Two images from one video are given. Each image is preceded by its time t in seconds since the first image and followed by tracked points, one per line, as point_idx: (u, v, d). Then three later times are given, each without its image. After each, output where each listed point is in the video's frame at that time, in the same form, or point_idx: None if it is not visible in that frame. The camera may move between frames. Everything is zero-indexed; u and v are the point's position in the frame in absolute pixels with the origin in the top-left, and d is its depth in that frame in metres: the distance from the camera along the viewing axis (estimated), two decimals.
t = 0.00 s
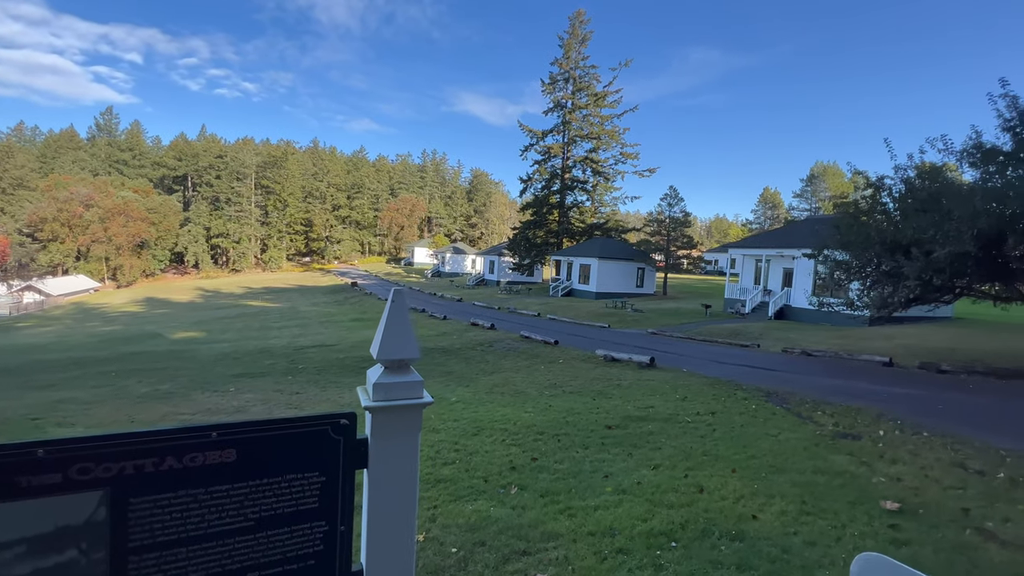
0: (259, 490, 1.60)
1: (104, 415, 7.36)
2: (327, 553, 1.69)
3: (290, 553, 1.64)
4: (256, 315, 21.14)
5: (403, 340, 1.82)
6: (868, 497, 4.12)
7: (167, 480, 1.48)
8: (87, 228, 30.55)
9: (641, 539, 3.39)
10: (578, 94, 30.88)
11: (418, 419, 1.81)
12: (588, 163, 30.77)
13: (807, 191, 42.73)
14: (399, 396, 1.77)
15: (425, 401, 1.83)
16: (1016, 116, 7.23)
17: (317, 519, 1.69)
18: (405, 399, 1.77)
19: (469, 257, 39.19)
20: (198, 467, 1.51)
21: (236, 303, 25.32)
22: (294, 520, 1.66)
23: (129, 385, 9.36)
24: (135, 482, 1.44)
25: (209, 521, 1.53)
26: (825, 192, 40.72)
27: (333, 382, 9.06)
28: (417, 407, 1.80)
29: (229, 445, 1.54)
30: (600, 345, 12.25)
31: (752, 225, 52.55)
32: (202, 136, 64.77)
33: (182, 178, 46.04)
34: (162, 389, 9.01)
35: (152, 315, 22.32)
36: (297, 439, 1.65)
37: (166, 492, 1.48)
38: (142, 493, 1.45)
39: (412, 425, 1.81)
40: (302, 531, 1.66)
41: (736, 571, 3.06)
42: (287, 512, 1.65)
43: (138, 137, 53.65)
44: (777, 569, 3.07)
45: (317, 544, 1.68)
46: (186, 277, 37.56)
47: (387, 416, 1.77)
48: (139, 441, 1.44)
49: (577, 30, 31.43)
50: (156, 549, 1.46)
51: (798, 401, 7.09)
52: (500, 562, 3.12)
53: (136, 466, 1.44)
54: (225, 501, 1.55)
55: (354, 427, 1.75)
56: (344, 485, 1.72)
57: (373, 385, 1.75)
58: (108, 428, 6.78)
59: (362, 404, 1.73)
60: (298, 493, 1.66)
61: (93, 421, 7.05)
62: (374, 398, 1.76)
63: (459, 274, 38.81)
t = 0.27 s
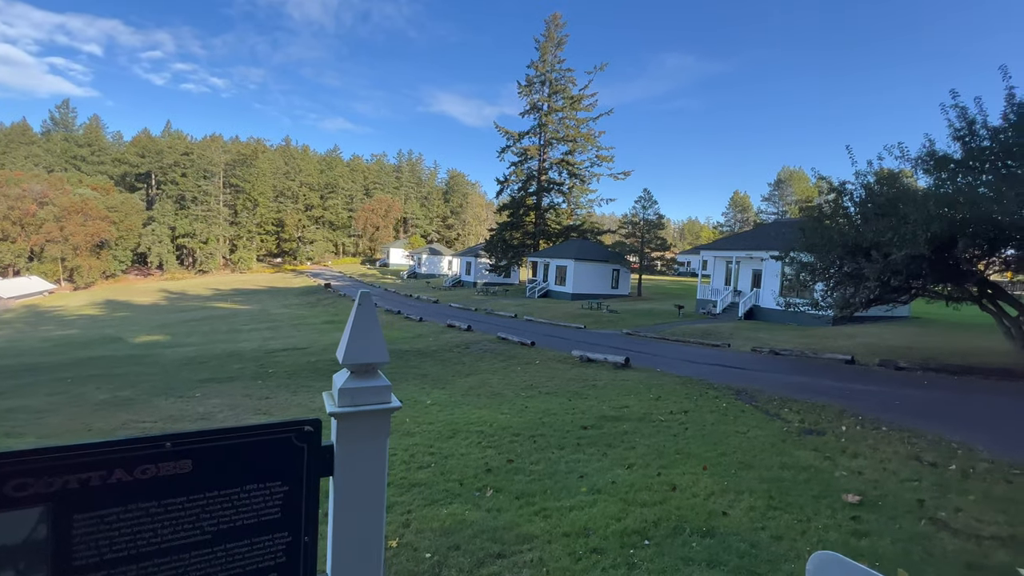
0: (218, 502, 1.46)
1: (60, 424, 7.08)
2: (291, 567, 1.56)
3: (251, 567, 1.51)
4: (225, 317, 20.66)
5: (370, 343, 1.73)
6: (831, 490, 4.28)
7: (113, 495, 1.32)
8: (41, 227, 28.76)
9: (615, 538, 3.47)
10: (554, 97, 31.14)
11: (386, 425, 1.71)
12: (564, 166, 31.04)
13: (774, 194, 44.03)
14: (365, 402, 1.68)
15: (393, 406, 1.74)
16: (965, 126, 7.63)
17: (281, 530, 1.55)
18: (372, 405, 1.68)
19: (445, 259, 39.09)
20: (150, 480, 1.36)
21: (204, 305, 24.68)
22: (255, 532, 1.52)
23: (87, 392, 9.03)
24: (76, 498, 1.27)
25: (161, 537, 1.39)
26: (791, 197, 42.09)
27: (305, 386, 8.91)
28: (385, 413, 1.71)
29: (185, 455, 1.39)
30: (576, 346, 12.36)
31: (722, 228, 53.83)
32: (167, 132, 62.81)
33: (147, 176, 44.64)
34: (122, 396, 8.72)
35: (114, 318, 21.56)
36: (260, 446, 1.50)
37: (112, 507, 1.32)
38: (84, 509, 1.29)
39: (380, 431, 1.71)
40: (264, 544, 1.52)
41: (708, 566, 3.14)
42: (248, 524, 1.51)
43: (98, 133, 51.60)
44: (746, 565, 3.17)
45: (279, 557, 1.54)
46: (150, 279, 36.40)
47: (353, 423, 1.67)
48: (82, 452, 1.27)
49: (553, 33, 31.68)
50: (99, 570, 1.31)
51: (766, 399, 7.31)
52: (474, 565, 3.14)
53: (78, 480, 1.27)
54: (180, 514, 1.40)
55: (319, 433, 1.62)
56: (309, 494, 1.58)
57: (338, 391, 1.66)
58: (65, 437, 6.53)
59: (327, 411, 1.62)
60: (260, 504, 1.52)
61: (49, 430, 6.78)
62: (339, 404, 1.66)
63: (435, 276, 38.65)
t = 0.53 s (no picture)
0: (172, 515, 1.38)
1: (13, 434, 6.82)
2: None
3: None
4: (192, 320, 20.12)
5: (334, 347, 1.68)
6: (796, 484, 4.42)
7: (56, 510, 1.24)
8: None
9: (589, 537, 3.52)
10: (530, 99, 31.26)
11: (352, 430, 1.66)
12: (540, 167, 31.19)
13: (745, 196, 45.10)
14: (330, 407, 1.62)
15: (360, 410, 1.69)
16: (920, 133, 7.98)
17: (241, 542, 1.47)
18: (337, 411, 1.62)
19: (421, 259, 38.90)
20: (98, 493, 1.28)
21: (169, 307, 23.97)
22: (213, 545, 1.44)
23: (40, 401, 8.68)
24: (16, 514, 1.19)
25: (110, 553, 1.31)
26: (760, 200, 43.25)
27: (276, 390, 8.77)
28: (351, 418, 1.65)
29: (136, 467, 1.32)
30: (552, 346, 12.45)
31: (694, 229, 54.92)
32: (129, 126, 60.65)
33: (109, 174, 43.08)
34: (81, 403, 8.44)
35: (71, 321, 20.73)
36: (217, 455, 1.42)
37: (55, 524, 1.24)
38: (25, 527, 1.21)
39: (346, 437, 1.66)
40: (222, 557, 1.44)
41: (678, 562, 3.21)
42: (205, 536, 1.43)
43: (54, 126, 49.28)
44: (716, 559, 3.24)
45: (239, 569, 1.46)
46: (112, 279, 35.09)
47: (317, 430, 1.62)
48: (14, 469, 1.18)
49: (529, 35, 31.80)
50: None
51: (735, 396, 7.51)
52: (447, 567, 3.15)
53: (18, 495, 1.19)
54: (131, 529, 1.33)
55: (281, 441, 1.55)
56: (271, 503, 1.51)
57: (301, 396, 1.60)
58: (18, 449, 6.28)
59: (290, 417, 1.56)
60: (218, 515, 1.44)
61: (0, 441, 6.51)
62: (302, 410, 1.59)
63: (411, 276, 38.37)
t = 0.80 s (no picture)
0: (124, 528, 1.34)
1: None
2: None
3: None
4: (157, 323, 19.56)
5: (299, 351, 1.66)
6: (764, 478, 4.52)
7: None
8: None
9: (564, 536, 3.50)
10: (507, 99, 31.32)
11: (318, 436, 1.63)
12: (517, 168, 31.28)
13: (717, 198, 46.02)
14: (294, 412, 1.60)
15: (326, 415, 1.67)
16: (879, 139, 8.35)
17: (199, 554, 1.43)
18: (302, 416, 1.60)
19: (397, 260, 38.58)
20: (43, 508, 1.23)
21: (133, 310, 23.24)
22: (168, 558, 1.40)
23: None
24: None
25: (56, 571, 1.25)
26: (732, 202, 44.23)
27: (245, 394, 8.61)
28: (317, 423, 1.63)
29: (84, 480, 1.26)
30: (529, 347, 12.54)
31: (669, 230, 55.82)
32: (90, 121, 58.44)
33: (69, 171, 41.47)
34: (35, 411, 8.14)
35: (27, 324, 19.92)
36: (174, 465, 1.39)
37: None
38: None
39: (312, 442, 1.63)
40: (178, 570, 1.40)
41: (652, 558, 3.20)
42: (160, 549, 1.39)
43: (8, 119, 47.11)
44: (688, 554, 3.23)
45: None
46: (71, 280, 33.74)
47: (281, 436, 1.58)
48: None
49: (506, 36, 31.87)
50: None
51: (707, 394, 7.67)
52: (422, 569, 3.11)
53: None
54: (80, 545, 1.28)
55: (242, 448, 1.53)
56: (230, 513, 1.48)
57: (264, 401, 1.56)
58: None
59: (253, 423, 1.52)
60: (173, 527, 1.40)
61: None
62: (265, 416, 1.56)
63: (387, 277, 37.98)
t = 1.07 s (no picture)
0: (76, 542, 1.28)
1: None
2: None
3: None
4: (121, 326, 18.99)
5: (262, 354, 1.62)
6: (736, 474, 4.63)
7: None
8: None
9: (542, 536, 3.53)
10: (485, 100, 31.31)
11: (283, 441, 1.58)
12: (495, 168, 31.30)
13: (692, 199, 46.85)
14: (259, 418, 1.55)
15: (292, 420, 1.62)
16: (844, 144, 8.65)
17: (157, 568, 1.38)
18: (266, 421, 1.55)
19: (374, 260, 38.21)
20: None
21: (96, 312, 22.49)
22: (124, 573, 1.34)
23: None
24: None
25: None
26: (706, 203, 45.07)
27: (215, 399, 8.43)
28: (282, 428, 1.58)
29: (32, 492, 1.21)
30: (507, 347, 12.59)
31: (645, 231, 56.58)
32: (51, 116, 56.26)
33: (28, 167, 39.85)
34: None
35: None
36: (130, 474, 1.34)
37: None
38: None
39: (276, 448, 1.58)
40: None
41: (627, 556, 3.26)
42: (115, 564, 1.33)
43: None
44: (662, 550, 3.31)
45: None
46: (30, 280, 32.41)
47: (243, 442, 1.53)
48: None
49: (484, 36, 31.86)
50: None
51: (682, 392, 7.83)
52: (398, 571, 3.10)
53: None
54: (27, 561, 1.21)
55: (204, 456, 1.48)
56: (191, 523, 1.43)
57: (226, 407, 1.51)
58: None
59: (215, 430, 1.47)
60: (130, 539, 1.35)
61: None
62: (228, 421, 1.52)
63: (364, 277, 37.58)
